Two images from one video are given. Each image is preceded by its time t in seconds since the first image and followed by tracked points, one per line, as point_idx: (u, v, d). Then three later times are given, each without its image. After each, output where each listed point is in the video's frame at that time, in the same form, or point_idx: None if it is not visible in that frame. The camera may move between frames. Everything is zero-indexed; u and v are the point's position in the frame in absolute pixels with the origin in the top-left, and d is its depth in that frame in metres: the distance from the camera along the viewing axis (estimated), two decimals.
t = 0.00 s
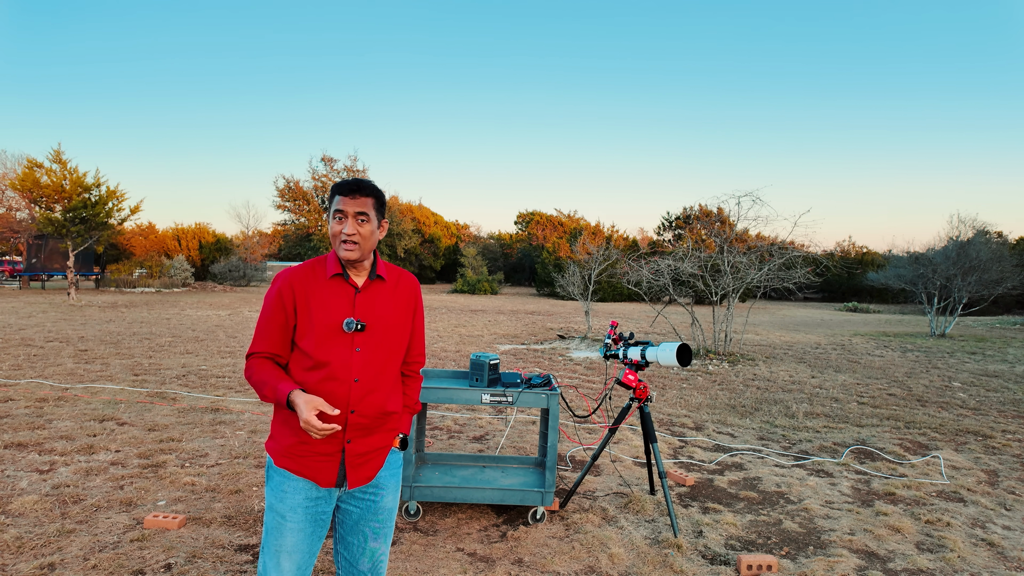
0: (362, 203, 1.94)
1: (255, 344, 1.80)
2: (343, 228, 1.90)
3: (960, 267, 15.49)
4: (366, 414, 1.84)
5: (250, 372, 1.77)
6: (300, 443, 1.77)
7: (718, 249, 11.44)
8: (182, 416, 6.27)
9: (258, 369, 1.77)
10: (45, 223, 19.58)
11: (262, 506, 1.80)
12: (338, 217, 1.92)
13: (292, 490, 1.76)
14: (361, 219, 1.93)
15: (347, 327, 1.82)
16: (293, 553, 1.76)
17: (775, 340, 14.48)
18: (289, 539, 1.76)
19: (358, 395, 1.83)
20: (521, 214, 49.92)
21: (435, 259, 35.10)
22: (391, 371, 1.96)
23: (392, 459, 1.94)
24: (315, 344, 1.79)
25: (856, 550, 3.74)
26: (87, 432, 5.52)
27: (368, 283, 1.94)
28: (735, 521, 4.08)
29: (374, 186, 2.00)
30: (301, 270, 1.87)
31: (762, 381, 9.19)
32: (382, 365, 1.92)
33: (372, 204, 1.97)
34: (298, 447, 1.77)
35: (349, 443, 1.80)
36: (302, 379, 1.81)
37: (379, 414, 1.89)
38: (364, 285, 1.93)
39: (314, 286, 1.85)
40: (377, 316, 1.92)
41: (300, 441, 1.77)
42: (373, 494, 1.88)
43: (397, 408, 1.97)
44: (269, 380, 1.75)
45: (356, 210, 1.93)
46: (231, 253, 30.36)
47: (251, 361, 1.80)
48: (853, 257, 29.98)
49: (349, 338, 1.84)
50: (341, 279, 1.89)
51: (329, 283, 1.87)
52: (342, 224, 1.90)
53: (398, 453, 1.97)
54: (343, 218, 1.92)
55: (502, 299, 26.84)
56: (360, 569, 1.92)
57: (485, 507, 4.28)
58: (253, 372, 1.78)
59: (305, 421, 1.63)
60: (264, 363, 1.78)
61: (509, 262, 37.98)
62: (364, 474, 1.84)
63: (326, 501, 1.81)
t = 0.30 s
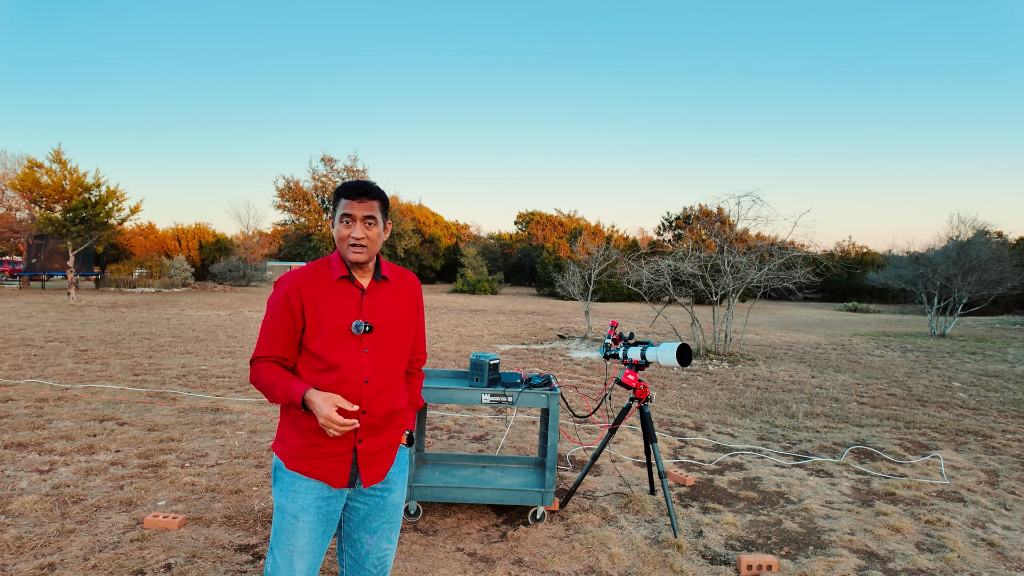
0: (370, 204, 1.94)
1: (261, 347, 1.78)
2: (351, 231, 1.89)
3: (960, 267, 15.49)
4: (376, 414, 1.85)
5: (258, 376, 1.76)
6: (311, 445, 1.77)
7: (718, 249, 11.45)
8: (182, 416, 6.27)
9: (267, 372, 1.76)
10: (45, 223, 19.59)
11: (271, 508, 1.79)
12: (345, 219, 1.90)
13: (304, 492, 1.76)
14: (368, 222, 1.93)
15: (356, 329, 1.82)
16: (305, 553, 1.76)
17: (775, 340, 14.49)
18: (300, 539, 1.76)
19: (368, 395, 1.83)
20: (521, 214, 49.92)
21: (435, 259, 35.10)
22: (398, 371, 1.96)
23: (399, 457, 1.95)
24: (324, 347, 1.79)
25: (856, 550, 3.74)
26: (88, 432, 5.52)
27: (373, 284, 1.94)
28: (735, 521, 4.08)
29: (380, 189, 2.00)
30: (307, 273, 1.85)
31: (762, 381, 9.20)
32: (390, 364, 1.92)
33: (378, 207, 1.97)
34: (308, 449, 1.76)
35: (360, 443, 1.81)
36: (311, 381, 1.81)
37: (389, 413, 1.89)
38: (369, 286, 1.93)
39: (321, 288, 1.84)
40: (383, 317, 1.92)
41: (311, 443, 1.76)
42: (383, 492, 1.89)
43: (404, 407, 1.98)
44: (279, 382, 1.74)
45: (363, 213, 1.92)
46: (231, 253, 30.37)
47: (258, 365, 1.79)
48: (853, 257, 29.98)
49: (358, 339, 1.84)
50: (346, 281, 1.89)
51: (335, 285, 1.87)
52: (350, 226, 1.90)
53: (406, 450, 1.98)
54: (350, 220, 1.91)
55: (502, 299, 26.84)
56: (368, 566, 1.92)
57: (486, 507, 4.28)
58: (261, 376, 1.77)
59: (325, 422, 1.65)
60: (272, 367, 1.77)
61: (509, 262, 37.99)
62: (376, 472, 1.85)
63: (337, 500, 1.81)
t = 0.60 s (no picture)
0: (382, 209, 1.93)
1: (267, 345, 1.79)
2: (365, 235, 1.88)
3: (960, 267, 15.48)
4: (378, 413, 1.85)
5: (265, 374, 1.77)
6: (313, 444, 1.77)
7: (718, 249, 11.45)
8: (182, 416, 6.27)
9: (272, 370, 1.77)
10: (45, 223, 19.59)
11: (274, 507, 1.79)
12: (357, 222, 1.88)
13: (307, 491, 1.76)
14: (383, 227, 1.93)
15: (359, 329, 1.82)
16: (308, 552, 1.76)
17: (775, 340, 14.48)
18: (302, 537, 1.76)
19: (371, 395, 1.83)
20: (521, 214, 49.91)
21: (435, 259, 35.10)
22: (401, 371, 1.96)
23: (402, 457, 1.94)
24: (328, 346, 1.79)
25: (856, 550, 3.74)
26: (87, 432, 5.52)
27: (377, 284, 1.94)
28: (735, 521, 4.08)
29: (394, 195, 1.99)
30: (313, 273, 1.85)
31: (762, 381, 9.20)
32: (392, 364, 1.92)
33: (391, 212, 1.96)
34: (311, 448, 1.77)
35: (362, 442, 1.81)
36: (315, 380, 1.81)
37: (391, 413, 1.89)
38: (373, 286, 1.93)
39: (326, 288, 1.84)
40: (386, 316, 1.92)
41: (313, 442, 1.76)
42: (386, 492, 1.88)
43: (407, 406, 1.98)
44: (283, 380, 1.75)
45: (378, 218, 1.91)
46: (231, 253, 30.37)
47: (262, 364, 1.79)
48: (853, 257, 29.96)
49: (362, 339, 1.84)
50: (351, 281, 1.88)
51: (339, 285, 1.86)
52: (364, 230, 1.88)
53: (409, 451, 1.98)
54: (364, 225, 1.90)
55: (502, 299, 26.84)
56: (371, 566, 1.92)
57: (486, 507, 4.28)
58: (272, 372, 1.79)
59: (327, 419, 1.65)
60: (277, 365, 1.78)
61: (509, 262, 37.98)
62: (378, 472, 1.85)
63: (339, 499, 1.81)
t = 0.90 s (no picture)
0: (384, 211, 1.93)
1: (268, 342, 1.81)
2: (365, 237, 1.87)
3: (960, 267, 15.48)
4: (376, 414, 1.84)
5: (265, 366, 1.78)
6: (310, 442, 1.77)
7: (718, 249, 11.44)
8: (182, 416, 6.27)
9: (273, 366, 1.79)
10: (45, 223, 19.59)
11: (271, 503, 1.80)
12: (358, 224, 1.88)
13: (303, 489, 1.77)
14: (384, 230, 1.92)
15: (358, 329, 1.82)
16: (304, 549, 1.76)
17: (775, 340, 14.49)
18: (298, 535, 1.76)
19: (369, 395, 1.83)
20: (521, 214, 49.91)
21: (435, 259, 35.11)
22: (401, 371, 1.95)
23: (400, 458, 1.94)
24: (327, 345, 1.79)
25: (856, 550, 3.74)
26: (87, 432, 5.52)
27: (378, 286, 1.93)
28: (735, 521, 4.08)
29: (396, 197, 1.98)
30: (315, 272, 1.86)
31: (762, 381, 9.20)
32: (392, 365, 1.91)
33: (392, 215, 1.96)
34: (308, 446, 1.77)
35: (359, 442, 1.81)
36: (313, 377, 1.81)
37: (389, 414, 1.89)
38: (376, 287, 1.93)
39: (326, 287, 1.85)
40: (387, 317, 1.91)
41: (310, 439, 1.77)
42: (383, 494, 1.88)
43: (406, 408, 1.98)
44: (282, 377, 1.76)
45: (379, 221, 1.90)
46: (231, 253, 30.37)
47: (264, 360, 1.81)
48: (853, 257, 29.96)
49: (361, 340, 1.84)
50: (353, 281, 1.88)
51: (341, 284, 1.87)
52: (364, 232, 1.87)
53: (407, 452, 1.97)
54: (365, 227, 1.89)
55: (502, 299, 26.84)
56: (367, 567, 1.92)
57: (486, 507, 4.28)
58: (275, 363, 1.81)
59: (320, 418, 1.65)
60: (278, 362, 1.80)
61: (509, 262, 37.99)
62: (374, 472, 1.84)
63: (336, 498, 1.81)
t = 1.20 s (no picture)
0: (387, 214, 1.93)
1: (270, 342, 1.81)
2: (365, 239, 1.87)
3: (960, 267, 15.49)
4: (375, 414, 1.84)
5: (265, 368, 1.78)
6: (310, 443, 1.77)
7: (718, 249, 11.44)
8: (182, 416, 6.27)
9: (274, 366, 1.79)
10: (45, 223, 19.58)
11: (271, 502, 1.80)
12: (360, 227, 1.88)
13: (303, 489, 1.77)
14: (383, 231, 1.92)
15: (358, 329, 1.82)
16: (303, 549, 1.77)
17: (775, 340, 14.50)
18: (297, 534, 1.76)
19: (368, 395, 1.83)
20: (521, 214, 49.92)
21: (435, 259, 35.12)
22: (401, 372, 1.95)
23: (399, 458, 1.94)
24: (326, 345, 1.79)
25: (856, 550, 3.74)
26: (87, 432, 5.52)
27: (379, 286, 1.93)
28: (735, 521, 4.08)
29: (397, 198, 1.98)
30: (315, 271, 1.86)
31: (762, 381, 9.21)
32: (391, 365, 1.91)
33: (393, 216, 1.96)
34: (307, 447, 1.77)
35: (357, 441, 1.81)
36: (312, 377, 1.81)
37: (388, 414, 1.89)
38: (376, 287, 1.93)
39: (328, 288, 1.85)
40: (388, 318, 1.91)
41: (310, 439, 1.77)
42: (383, 494, 1.88)
43: (406, 409, 1.98)
44: (281, 376, 1.76)
45: (379, 223, 1.90)
46: (231, 253, 30.38)
47: (264, 359, 1.81)
48: (853, 257, 29.96)
49: (362, 342, 1.84)
50: (353, 281, 1.88)
51: (341, 285, 1.87)
52: (365, 234, 1.87)
53: (406, 453, 1.97)
54: (366, 229, 1.89)
55: (502, 299, 26.86)
56: (367, 567, 1.92)
57: (485, 507, 4.28)
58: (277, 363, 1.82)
59: (319, 417, 1.66)
60: (278, 361, 1.80)
61: (509, 262, 38.00)
62: (372, 472, 1.84)
63: (335, 498, 1.81)
